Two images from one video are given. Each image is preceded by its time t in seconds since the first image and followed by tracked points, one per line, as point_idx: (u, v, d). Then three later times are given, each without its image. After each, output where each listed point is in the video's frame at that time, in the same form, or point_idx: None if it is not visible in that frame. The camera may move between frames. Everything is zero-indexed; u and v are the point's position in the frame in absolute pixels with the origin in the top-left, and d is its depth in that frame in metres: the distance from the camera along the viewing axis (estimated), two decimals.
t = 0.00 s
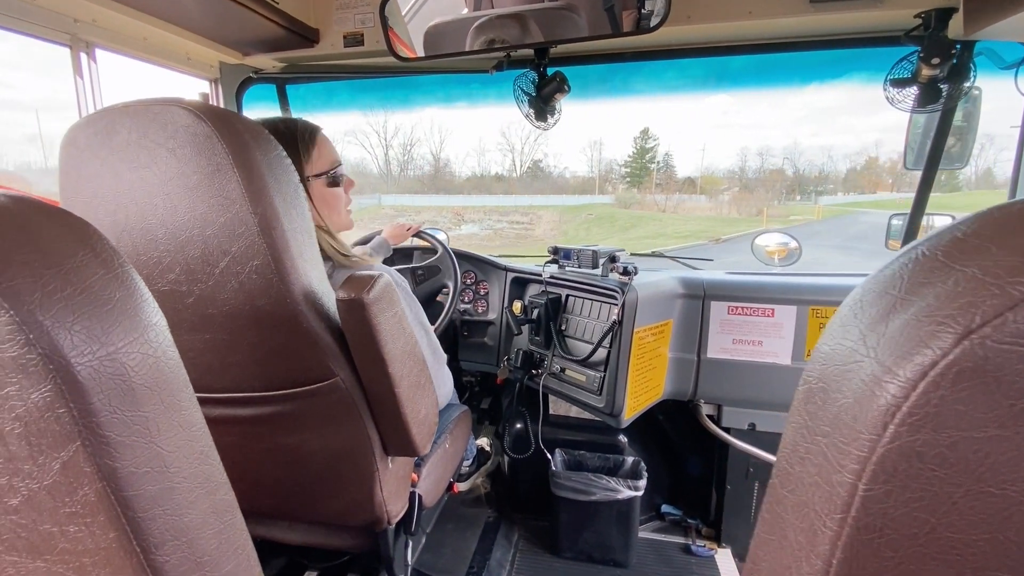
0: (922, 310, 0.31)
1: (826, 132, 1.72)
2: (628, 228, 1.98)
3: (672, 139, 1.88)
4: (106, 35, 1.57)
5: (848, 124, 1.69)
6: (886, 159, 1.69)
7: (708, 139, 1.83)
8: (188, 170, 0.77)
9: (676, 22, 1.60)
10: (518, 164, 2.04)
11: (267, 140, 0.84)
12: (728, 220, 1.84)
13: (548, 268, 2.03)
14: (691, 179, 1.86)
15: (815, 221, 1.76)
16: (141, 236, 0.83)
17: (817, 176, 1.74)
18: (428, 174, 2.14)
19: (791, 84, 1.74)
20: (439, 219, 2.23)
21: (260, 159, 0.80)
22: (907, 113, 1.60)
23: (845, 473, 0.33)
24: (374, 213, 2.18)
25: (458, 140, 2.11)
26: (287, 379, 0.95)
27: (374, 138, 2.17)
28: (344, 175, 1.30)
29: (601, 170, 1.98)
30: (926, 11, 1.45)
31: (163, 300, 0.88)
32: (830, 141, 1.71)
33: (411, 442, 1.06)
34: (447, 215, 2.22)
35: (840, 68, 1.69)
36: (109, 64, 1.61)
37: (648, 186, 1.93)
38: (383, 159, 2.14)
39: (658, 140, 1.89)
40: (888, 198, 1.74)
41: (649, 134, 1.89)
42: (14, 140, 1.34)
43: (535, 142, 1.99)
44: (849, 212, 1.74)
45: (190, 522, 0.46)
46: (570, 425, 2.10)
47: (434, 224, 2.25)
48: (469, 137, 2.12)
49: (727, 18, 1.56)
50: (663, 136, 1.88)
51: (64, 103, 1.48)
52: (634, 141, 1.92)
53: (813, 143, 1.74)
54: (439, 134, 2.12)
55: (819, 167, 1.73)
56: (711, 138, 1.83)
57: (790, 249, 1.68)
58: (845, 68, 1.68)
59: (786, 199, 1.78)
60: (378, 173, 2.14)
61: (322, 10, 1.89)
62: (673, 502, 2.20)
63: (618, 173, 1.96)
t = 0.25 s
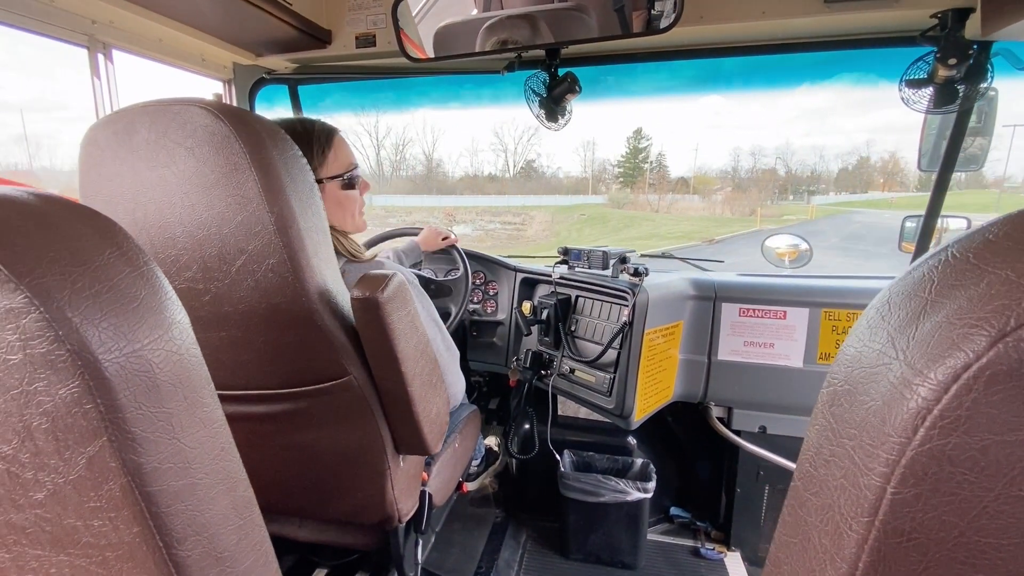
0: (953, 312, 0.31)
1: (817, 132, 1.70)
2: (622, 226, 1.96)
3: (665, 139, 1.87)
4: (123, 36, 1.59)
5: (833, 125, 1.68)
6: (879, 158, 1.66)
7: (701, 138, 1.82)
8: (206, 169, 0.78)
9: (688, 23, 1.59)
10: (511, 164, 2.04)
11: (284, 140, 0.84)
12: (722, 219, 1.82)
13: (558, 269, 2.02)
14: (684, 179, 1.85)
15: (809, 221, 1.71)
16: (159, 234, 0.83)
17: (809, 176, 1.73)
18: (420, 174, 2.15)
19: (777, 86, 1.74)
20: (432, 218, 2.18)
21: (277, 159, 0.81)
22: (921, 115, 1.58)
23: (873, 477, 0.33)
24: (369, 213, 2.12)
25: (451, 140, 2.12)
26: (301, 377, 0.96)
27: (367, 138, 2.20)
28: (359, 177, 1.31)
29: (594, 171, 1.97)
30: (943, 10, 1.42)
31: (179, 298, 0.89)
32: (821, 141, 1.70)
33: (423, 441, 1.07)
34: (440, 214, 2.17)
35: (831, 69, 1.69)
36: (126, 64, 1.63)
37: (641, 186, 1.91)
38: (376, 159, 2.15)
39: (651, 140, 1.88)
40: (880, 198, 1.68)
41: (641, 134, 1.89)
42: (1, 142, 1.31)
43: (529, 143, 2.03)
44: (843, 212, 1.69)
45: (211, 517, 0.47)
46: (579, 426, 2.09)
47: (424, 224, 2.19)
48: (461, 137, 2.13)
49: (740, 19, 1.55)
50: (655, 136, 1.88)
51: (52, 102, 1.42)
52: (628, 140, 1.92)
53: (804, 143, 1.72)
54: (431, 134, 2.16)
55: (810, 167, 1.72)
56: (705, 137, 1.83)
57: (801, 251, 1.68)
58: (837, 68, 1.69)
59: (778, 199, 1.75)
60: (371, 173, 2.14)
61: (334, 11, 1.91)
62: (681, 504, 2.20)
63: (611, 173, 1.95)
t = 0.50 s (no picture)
0: (973, 315, 0.30)
1: (806, 130, 1.67)
2: (615, 226, 1.92)
3: (656, 139, 1.84)
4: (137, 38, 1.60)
5: (821, 123, 1.65)
6: (868, 158, 1.63)
7: (691, 138, 1.79)
8: (215, 169, 0.78)
9: (698, 22, 1.58)
10: (503, 163, 2.02)
11: (292, 140, 0.84)
12: (714, 220, 1.77)
13: (566, 270, 2.01)
14: (675, 179, 1.81)
15: (800, 221, 1.67)
16: (169, 234, 0.84)
17: (800, 176, 1.69)
18: (411, 173, 2.14)
19: (767, 85, 1.72)
20: (420, 219, 2.22)
21: (285, 159, 0.81)
22: (936, 114, 1.54)
23: (889, 484, 0.32)
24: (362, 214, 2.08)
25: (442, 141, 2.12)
26: (309, 376, 0.96)
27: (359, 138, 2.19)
28: (371, 179, 1.31)
29: (585, 170, 1.93)
30: (960, 6, 1.40)
31: (188, 296, 0.89)
32: (811, 141, 1.67)
33: (429, 442, 1.06)
34: (429, 215, 2.21)
35: (820, 67, 1.67)
36: (139, 65, 1.64)
37: (632, 186, 1.88)
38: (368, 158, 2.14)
39: (643, 139, 1.85)
40: (871, 198, 1.63)
41: (633, 134, 1.86)
42: None
43: (519, 143, 2.02)
44: (835, 212, 1.64)
45: (214, 516, 0.47)
46: (586, 427, 2.08)
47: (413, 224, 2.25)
48: (452, 138, 2.13)
49: (750, 18, 1.54)
50: (648, 135, 1.85)
51: (37, 103, 1.36)
52: (617, 140, 1.88)
53: (795, 143, 1.69)
54: (422, 134, 2.15)
55: (800, 167, 1.69)
56: (696, 137, 1.79)
57: (813, 252, 1.60)
58: (826, 67, 1.67)
59: (769, 198, 1.71)
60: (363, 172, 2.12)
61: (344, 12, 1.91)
62: (690, 508, 2.18)
63: (602, 172, 1.91)
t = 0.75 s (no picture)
0: (978, 329, 0.30)
1: (794, 131, 1.68)
2: (605, 226, 1.94)
3: (647, 139, 1.84)
4: (148, 43, 1.63)
5: (810, 124, 1.66)
6: (857, 158, 1.62)
7: (681, 137, 1.78)
8: (225, 174, 0.79)
9: (706, 24, 1.58)
10: (494, 163, 2.04)
11: (301, 145, 0.85)
12: (704, 220, 1.78)
13: (572, 272, 2.02)
14: (666, 179, 1.82)
15: (790, 221, 1.70)
16: (180, 238, 0.85)
17: (789, 176, 1.70)
18: (402, 173, 2.17)
19: (756, 88, 1.72)
20: (409, 219, 2.25)
21: (293, 164, 0.82)
22: (948, 116, 1.51)
23: (893, 497, 0.32)
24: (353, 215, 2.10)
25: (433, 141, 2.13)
26: (317, 379, 0.96)
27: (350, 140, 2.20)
28: (381, 183, 1.32)
29: (577, 171, 1.95)
30: (972, 8, 1.38)
31: (198, 300, 0.90)
32: (801, 141, 1.68)
33: (435, 445, 1.07)
34: (418, 215, 2.23)
35: (809, 68, 1.67)
36: (150, 70, 1.67)
37: (623, 187, 1.89)
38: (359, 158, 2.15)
39: (634, 140, 1.86)
40: (859, 197, 1.63)
41: (625, 134, 1.87)
42: None
43: (512, 143, 2.02)
44: (824, 211, 1.65)
45: (223, 519, 0.47)
46: (593, 431, 2.07)
47: (403, 225, 2.27)
48: (443, 138, 2.14)
49: (758, 21, 1.53)
50: (638, 136, 1.85)
51: (25, 102, 1.32)
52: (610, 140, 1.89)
53: (785, 143, 1.69)
54: (414, 132, 2.15)
55: (790, 167, 1.70)
56: (686, 135, 1.78)
57: (823, 255, 1.65)
58: (816, 68, 1.67)
59: (760, 198, 1.73)
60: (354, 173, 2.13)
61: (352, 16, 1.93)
62: (697, 513, 2.17)
63: (593, 173, 1.93)
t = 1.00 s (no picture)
0: (962, 332, 0.31)
1: (778, 130, 1.68)
2: (593, 227, 1.96)
3: (635, 140, 1.85)
4: (160, 47, 1.66)
5: (795, 125, 1.65)
6: (840, 158, 1.63)
7: (669, 138, 1.79)
8: (236, 177, 0.81)
9: (710, 27, 1.59)
10: (481, 164, 2.07)
11: (310, 149, 0.87)
12: (689, 220, 1.80)
13: (577, 274, 2.05)
14: (653, 179, 1.83)
15: (776, 220, 1.71)
16: (192, 239, 0.87)
17: (774, 176, 1.70)
18: (388, 172, 2.17)
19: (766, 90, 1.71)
20: (393, 220, 2.28)
21: (303, 168, 0.83)
22: (956, 119, 1.51)
23: (878, 495, 0.33)
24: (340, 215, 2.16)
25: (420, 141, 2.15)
26: (324, 378, 0.98)
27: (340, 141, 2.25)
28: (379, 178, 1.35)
29: (564, 171, 1.96)
30: (979, 10, 1.39)
31: (208, 300, 0.92)
32: (784, 141, 1.67)
33: (439, 444, 1.08)
34: (401, 216, 2.27)
35: (794, 70, 1.67)
36: (162, 74, 1.70)
37: (610, 186, 1.90)
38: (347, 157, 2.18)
39: (620, 140, 1.86)
40: (842, 197, 1.64)
41: (611, 135, 1.86)
42: None
43: (499, 143, 2.06)
44: (808, 211, 1.67)
45: (234, 512, 0.49)
46: (597, 432, 2.08)
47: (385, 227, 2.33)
48: (430, 139, 2.16)
49: (763, 24, 1.54)
50: (626, 136, 1.85)
51: None
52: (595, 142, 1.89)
53: (769, 143, 1.69)
54: (399, 134, 2.18)
55: (775, 167, 1.69)
56: (672, 137, 1.79)
57: (829, 257, 1.62)
58: (800, 70, 1.67)
59: (745, 198, 1.73)
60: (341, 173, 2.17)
61: (361, 20, 1.96)
62: (701, 515, 2.17)
63: (581, 173, 1.94)
